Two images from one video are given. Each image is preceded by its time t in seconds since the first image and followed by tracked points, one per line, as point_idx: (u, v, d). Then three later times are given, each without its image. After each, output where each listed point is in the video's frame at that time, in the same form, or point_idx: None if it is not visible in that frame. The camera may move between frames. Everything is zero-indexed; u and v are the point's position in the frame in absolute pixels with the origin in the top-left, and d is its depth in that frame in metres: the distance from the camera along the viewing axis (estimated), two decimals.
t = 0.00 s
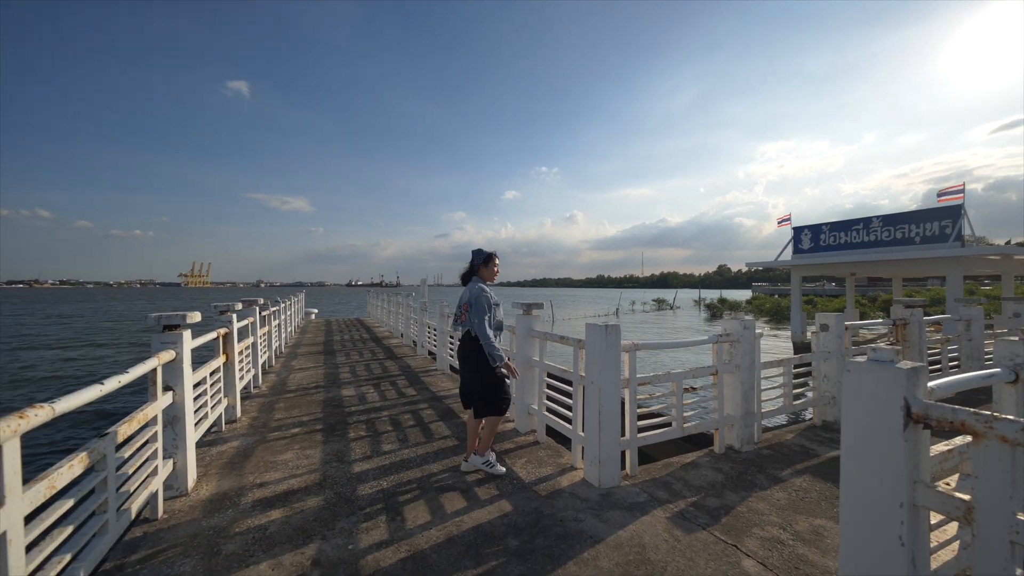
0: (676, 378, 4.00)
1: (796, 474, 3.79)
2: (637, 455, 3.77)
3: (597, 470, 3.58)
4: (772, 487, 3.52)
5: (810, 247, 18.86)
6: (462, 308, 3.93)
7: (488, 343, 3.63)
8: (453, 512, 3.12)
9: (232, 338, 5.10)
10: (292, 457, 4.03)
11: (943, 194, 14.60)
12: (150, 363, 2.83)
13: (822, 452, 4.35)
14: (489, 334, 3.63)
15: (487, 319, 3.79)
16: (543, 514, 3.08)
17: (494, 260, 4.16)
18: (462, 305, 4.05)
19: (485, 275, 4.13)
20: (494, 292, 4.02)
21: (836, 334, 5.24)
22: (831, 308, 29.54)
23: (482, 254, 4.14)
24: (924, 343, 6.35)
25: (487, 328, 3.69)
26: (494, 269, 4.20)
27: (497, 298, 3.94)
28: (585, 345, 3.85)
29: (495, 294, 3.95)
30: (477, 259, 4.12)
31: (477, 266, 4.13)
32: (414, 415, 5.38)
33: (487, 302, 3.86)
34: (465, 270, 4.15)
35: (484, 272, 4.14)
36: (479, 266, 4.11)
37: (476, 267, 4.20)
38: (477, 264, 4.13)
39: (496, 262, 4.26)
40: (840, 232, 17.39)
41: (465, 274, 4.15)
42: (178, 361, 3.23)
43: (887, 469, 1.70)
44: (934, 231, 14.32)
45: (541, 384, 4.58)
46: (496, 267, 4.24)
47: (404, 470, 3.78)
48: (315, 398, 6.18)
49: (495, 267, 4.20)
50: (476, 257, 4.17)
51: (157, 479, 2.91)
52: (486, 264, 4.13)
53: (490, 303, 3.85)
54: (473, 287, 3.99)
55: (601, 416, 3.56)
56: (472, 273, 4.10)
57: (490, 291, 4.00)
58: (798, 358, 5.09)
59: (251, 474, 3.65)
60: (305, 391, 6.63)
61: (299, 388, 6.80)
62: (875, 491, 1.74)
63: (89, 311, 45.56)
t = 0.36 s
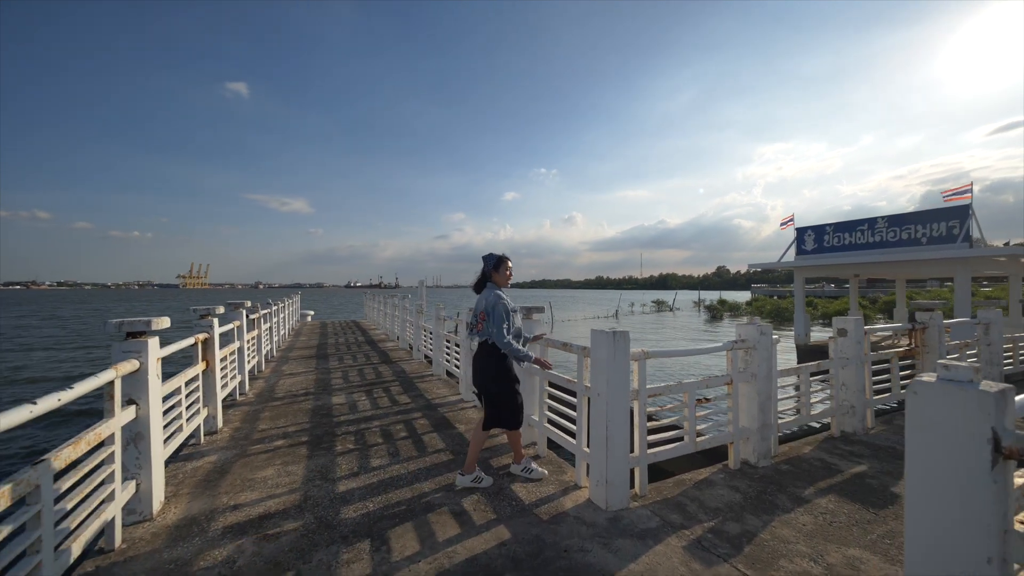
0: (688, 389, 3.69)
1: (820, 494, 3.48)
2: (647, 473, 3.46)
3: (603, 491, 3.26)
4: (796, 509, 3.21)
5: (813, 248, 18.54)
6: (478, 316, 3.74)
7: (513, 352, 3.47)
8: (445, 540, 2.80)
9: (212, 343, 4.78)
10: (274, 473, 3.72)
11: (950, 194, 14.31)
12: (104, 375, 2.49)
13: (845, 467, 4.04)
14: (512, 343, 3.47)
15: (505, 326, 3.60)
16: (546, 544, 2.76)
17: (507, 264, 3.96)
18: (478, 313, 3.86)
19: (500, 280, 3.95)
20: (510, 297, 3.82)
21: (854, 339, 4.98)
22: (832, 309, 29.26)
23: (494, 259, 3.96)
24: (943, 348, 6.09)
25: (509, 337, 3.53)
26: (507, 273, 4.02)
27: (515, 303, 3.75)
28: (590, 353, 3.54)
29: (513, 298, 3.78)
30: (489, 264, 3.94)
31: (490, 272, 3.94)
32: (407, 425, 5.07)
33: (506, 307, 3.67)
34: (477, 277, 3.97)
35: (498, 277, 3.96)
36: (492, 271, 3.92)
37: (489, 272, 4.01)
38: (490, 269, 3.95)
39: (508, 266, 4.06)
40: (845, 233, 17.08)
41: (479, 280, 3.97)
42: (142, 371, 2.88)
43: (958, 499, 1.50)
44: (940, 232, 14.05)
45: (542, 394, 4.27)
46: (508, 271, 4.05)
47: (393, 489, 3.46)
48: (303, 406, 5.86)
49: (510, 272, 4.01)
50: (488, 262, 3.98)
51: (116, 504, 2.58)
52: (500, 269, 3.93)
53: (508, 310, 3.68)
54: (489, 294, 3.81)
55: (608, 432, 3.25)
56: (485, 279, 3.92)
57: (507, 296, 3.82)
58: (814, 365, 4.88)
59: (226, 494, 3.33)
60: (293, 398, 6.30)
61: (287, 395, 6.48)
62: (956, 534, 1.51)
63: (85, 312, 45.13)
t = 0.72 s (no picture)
0: (677, 396, 3.47)
1: (815, 507, 3.28)
2: (633, 488, 3.22)
3: (586, 509, 3.01)
4: (791, 526, 3.00)
5: (797, 249, 18.63)
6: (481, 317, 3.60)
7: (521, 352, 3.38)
8: (411, 570, 2.52)
9: (167, 349, 4.42)
10: (228, 493, 3.39)
11: (929, 196, 14.46)
12: (18, 389, 2.16)
13: (838, 476, 3.86)
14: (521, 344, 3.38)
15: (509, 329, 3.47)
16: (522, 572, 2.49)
17: (508, 262, 3.80)
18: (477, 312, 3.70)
19: (500, 280, 3.80)
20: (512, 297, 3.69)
21: (846, 342, 4.81)
22: (814, 309, 29.60)
23: (494, 258, 3.79)
24: (932, 350, 5.99)
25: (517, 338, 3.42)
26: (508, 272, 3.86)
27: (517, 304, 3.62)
28: (572, 359, 3.29)
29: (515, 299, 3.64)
30: (489, 264, 3.78)
31: (490, 271, 3.79)
32: (380, 436, 4.77)
33: (509, 309, 3.53)
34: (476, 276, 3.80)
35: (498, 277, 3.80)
36: (493, 271, 3.76)
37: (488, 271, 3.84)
38: (490, 268, 3.79)
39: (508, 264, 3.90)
40: (827, 234, 17.19)
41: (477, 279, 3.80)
42: (66, 384, 2.55)
43: (985, 514, 1.45)
44: (920, 232, 14.19)
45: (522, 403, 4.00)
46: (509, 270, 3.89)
47: (358, 510, 3.16)
48: (272, 415, 5.52)
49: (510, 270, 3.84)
50: (487, 261, 3.82)
51: (28, 537, 2.25)
52: (501, 269, 3.77)
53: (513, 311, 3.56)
54: (489, 294, 3.65)
55: (591, 445, 3.00)
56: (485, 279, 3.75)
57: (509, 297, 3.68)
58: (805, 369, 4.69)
59: (170, 519, 3.00)
60: (262, 406, 5.94)
61: (255, 403, 6.12)
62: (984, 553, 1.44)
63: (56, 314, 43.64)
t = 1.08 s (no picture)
0: (659, 413, 3.19)
1: (809, 533, 3.02)
2: (612, 515, 2.92)
3: (559, 543, 2.70)
4: (785, 557, 2.73)
5: (779, 252, 18.64)
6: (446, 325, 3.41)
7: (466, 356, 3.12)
8: None
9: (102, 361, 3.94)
10: (159, 528, 2.99)
11: (908, 200, 14.56)
12: None
13: (831, 495, 3.61)
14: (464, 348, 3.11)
15: (464, 337, 3.17)
16: None
17: (477, 263, 3.44)
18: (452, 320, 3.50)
19: (473, 283, 3.47)
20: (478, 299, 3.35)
21: (836, 350, 4.59)
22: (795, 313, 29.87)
23: (463, 260, 3.48)
24: (919, 356, 5.83)
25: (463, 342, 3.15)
26: (484, 273, 3.48)
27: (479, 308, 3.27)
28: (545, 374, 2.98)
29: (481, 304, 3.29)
30: (459, 268, 3.50)
31: (462, 275, 3.51)
32: (343, 454, 4.40)
33: (466, 315, 3.23)
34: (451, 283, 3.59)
35: (471, 279, 3.48)
36: (463, 274, 3.46)
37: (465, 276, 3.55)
38: (462, 273, 3.50)
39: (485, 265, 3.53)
40: (809, 237, 17.23)
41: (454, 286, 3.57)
42: None
43: None
44: (899, 236, 14.28)
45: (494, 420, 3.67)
46: (486, 271, 3.49)
47: (304, 547, 2.80)
48: (228, 430, 5.10)
49: (484, 272, 3.47)
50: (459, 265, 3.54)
51: None
52: (469, 271, 3.45)
53: (469, 313, 3.25)
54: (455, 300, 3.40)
55: (565, 471, 2.69)
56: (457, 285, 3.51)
57: (476, 301, 3.34)
58: (794, 378, 4.46)
59: (82, 563, 2.59)
60: (218, 421, 5.51)
61: (212, 417, 5.68)
62: None
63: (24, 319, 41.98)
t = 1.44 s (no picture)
0: (659, 429, 2.92)
1: (824, 563, 2.76)
2: (606, 544, 2.65)
3: None
4: None
5: (777, 256, 18.40)
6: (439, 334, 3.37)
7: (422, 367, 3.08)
8: None
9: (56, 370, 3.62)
10: (104, 559, 2.69)
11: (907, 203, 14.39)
12: None
13: (843, 518, 3.35)
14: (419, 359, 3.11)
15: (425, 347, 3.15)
16: None
17: (457, 267, 3.20)
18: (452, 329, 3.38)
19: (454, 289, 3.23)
20: (449, 307, 3.15)
21: (844, 358, 4.34)
22: (792, 317, 29.68)
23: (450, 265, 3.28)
24: (928, 363, 5.59)
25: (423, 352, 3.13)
26: (464, 277, 3.17)
27: (440, 318, 3.12)
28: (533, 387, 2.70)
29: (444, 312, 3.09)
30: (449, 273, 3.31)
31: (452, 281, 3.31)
32: (320, 469, 4.10)
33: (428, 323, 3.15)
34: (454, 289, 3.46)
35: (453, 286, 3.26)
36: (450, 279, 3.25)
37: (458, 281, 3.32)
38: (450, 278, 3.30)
39: (471, 268, 3.21)
40: (807, 241, 17.01)
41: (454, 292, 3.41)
42: None
43: None
44: (898, 240, 14.10)
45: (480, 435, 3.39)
46: (467, 274, 3.17)
47: None
48: (200, 443, 4.79)
49: (466, 275, 3.17)
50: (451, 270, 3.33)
51: None
52: (452, 276, 3.23)
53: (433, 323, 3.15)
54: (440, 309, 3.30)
55: (555, 498, 2.42)
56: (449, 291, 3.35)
57: (446, 309, 3.16)
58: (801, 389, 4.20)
59: None
60: (191, 431, 5.20)
61: (186, 427, 5.36)
62: None
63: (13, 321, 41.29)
